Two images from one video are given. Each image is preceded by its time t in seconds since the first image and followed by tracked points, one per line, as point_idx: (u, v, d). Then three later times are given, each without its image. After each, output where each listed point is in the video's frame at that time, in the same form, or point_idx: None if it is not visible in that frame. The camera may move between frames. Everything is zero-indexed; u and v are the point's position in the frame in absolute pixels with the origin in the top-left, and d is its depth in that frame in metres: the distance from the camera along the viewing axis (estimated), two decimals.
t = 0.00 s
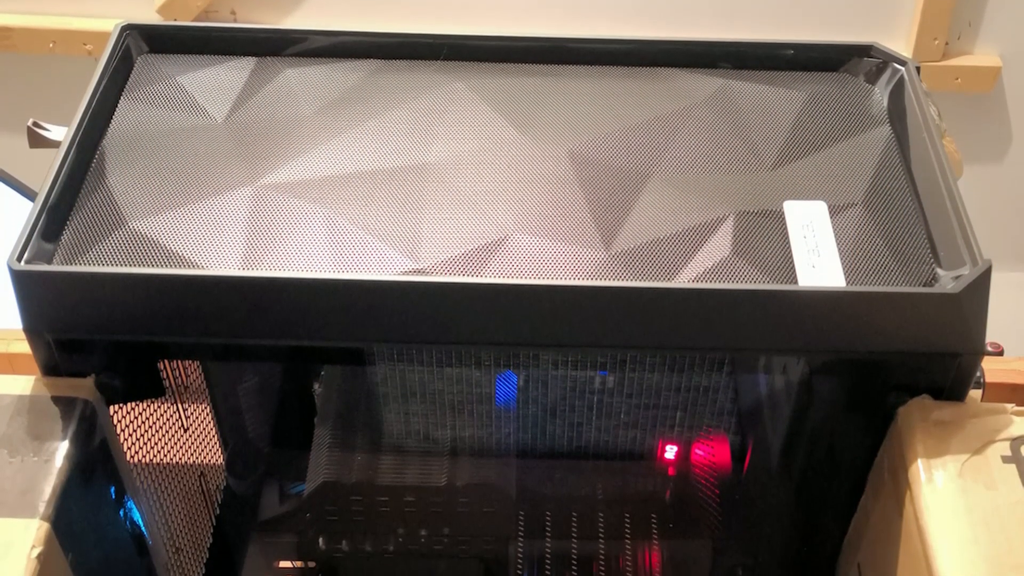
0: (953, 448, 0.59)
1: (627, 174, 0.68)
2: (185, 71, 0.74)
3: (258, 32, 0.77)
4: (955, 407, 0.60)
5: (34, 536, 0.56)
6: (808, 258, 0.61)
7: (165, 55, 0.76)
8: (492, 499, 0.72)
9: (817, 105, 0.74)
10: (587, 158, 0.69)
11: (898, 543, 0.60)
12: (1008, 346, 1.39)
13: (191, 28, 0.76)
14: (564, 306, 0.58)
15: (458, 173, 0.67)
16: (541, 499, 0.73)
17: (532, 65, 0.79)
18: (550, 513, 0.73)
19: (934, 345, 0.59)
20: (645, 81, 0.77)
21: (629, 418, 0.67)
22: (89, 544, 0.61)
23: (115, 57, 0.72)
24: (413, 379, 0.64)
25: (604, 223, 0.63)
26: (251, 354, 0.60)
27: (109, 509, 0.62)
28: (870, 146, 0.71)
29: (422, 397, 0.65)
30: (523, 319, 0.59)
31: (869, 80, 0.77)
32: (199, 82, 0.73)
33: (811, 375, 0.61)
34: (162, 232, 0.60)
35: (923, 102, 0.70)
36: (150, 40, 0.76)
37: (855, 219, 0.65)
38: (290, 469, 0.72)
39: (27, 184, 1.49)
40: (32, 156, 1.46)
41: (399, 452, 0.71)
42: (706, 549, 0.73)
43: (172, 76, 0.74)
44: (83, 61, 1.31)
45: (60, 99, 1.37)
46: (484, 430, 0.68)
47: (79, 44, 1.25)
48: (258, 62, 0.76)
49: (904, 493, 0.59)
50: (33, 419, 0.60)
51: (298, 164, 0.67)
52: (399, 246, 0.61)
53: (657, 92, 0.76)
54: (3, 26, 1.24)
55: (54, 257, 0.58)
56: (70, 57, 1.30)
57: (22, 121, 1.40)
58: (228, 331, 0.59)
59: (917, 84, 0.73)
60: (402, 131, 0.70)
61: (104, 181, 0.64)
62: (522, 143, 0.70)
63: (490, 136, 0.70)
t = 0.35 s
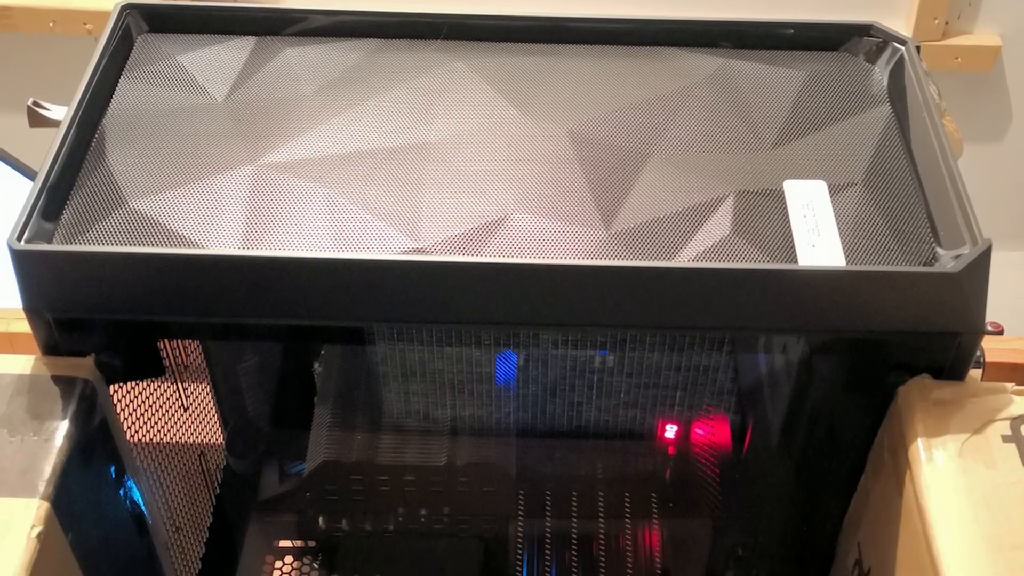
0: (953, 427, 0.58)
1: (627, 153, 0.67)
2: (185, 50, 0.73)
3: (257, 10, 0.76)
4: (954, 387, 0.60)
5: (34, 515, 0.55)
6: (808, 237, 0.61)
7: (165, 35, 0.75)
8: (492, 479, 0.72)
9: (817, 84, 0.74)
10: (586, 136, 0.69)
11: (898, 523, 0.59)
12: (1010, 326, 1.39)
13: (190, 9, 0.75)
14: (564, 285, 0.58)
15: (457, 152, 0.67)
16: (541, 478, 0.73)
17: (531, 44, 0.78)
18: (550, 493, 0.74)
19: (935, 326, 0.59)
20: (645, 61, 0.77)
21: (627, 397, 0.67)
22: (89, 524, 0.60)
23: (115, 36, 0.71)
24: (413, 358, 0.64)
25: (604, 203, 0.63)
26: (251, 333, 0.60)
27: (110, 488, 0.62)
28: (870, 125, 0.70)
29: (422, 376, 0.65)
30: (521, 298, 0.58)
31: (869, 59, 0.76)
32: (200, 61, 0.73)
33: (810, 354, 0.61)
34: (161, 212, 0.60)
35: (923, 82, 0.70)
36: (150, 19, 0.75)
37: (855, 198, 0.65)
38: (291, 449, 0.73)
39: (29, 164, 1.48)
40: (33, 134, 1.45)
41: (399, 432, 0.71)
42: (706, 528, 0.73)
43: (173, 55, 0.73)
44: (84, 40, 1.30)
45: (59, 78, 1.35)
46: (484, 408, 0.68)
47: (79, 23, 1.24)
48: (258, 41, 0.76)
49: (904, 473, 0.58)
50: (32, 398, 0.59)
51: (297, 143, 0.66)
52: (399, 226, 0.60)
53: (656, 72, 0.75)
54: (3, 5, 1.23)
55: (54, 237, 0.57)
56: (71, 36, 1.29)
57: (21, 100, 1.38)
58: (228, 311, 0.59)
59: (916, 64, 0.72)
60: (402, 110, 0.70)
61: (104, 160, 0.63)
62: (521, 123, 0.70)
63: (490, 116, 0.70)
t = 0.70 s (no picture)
0: (953, 407, 0.58)
1: (627, 132, 0.67)
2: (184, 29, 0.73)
3: None
4: (954, 366, 0.59)
5: (33, 494, 0.54)
6: (808, 217, 0.61)
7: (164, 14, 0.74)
8: (492, 458, 0.73)
9: (817, 63, 0.74)
10: (586, 116, 0.68)
11: (897, 502, 0.59)
12: (1009, 305, 1.39)
13: None
14: (564, 264, 0.58)
15: (457, 131, 0.66)
16: (541, 458, 0.74)
17: (530, 23, 0.77)
18: (550, 472, 0.74)
19: (936, 305, 0.59)
20: (645, 40, 0.76)
21: (627, 377, 0.67)
22: (89, 504, 0.59)
23: (115, 15, 0.71)
24: (413, 338, 0.63)
25: (603, 182, 0.63)
26: (251, 312, 0.60)
27: (110, 468, 0.61)
28: (870, 104, 0.70)
29: (422, 356, 0.65)
30: (520, 277, 0.58)
31: (869, 38, 0.76)
32: (199, 40, 0.72)
33: (810, 333, 0.61)
34: (161, 191, 0.59)
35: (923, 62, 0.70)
36: None
37: (855, 177, 0.64)
38: (291, 428, 0.73)
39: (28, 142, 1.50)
40: (33, 112, 1.46)
41: (399, 412, 0.71)
42: (706, 507, 0.74)
43: (172, 33, 0.72)
44: (83, 20, 1.34)
45: (61, 58, 1.38)
46: (484, 387, 0.68)
47: (79, 3, 1.27)
48: (258, 20, 0.75)
49: (904, 452, 0.58)
50: (33, 375, 0.58)
51: (297, 122, 0.66)
52: (400, 205, 0.60)
53: (656, 51, 0.75)
54: None
55: (54, 216, 0.57)
56: (71, 16, 1.33)
57: (21, 79, 1.41)
58: (228, 291, 0.58)
59: (916, 44, 0.72)
60: (402, 89, 0.69)
61: (104, 139, 0.63)
62: (521, 102, 0.69)
63: (490, 95, 0.70)
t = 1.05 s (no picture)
0: (953, 386, 0.58)
1: (627, 111, 0.67)
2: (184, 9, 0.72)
3: None
4: (954, 346, 0.60)
5: (33, 474, 0.53)
6: (808, 196, 0.61)
7: None
8: (492, 438, 0.73)
9: (817, 43, 0.73)
10: (586, 95, 0.68)
11: (897, 481, 0.59)
12: (1009, 284, 1.39)
13: None
14: (564, 244, 0.58)
15: (456, 111, 0.66)
16: (541, 437, 0.74)
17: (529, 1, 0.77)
18: (550, 451, 0.75)
19: (936, 285, 0.58)
20: (645, 19, 0.75)
21: (627, 356, 0.67)
22: (89, 483, 0.59)
23: None
24: (413, 317, 0.63)
25: (603, 162, 0.63)
26: (251, 291, 0.60)
27: (110, 447, 0.61)
28: (870, 84, 0.70)
29: (422, 335, 0.65)
30: (520, 256, 0.58)
31: (869, 18, 0.75)
32: (199, 19, 0.71)
33: (810, 313, 0.60)
34: (161, 171, 0.59)
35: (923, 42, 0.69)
36: None
37: (855, 157, 0.64)
38: (291, 408, 0.72)
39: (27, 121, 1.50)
40: (33, 91, 1.46)
41: (400, 391, 0.71)
42: (706, 486, 0.74)
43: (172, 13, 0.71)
44: None
45: (62, 37, 1.38)
46: (484, 366, 0.68)
47: None
48: None
49: (904, 431, 0.58)
50: (33, 355, 0.58)
51: (296, 101, 0.65)
52: (399, 185, 0.60)
53: (656, 30, 0.74)
54: None
55: (54, 195, 0.57)
56: None
57: (22, 58, 1.41)
58: (228, 271, 0.58)
59: (916, 24, 0.72)
60: (401, 68, 0.69)
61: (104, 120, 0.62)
62: (522, 82, 0.69)
63: (491, 74, 0.69)
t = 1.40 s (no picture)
0: (953, 365, 0.58)
1: (626, 91, 0.66)
2: None
3: None
4: (954, 325, 0.60)
5: (33, 453, 0.53)
6: (808, 175, 0.60)
7: None
8: (492, 417, 0.73)
9: (817, 21, 0.73)
10: (586, 74, 0.67)
11: (898, 461, 0.59)
12: (1009, 264, 1.40)
13: None
14: (564, 223, 0.58)
15: (457, 89, 0.65)
16: (541, 417, 0.74)
17: None
18: (550, 431, 0.75)
19: (937, 265, 0.58)
20: None
21: (626, 335, 0.67)
22: (89, 462, 0.59)
23: None
24: (413, 297, 0.63)
25: (603, 141, 0.62)
26: (251, 271, 0.60)
27: (110, 427, 0.61)
28: (870, 63, 0.69)
29: (422, 314, 0.65)
30: (519, 235, 0.58)
31: None
32: None
33: (811, 292, 0.60)
34: (161, 149, 0.59)
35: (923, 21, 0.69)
36: None
37: (855, 136, 0.64)
38: (291, 387, 0.73)
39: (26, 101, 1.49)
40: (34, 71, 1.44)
41: (400, 370, 0.71)
42: (706, 465, 0.74)
43: None
44: None
45: (61, 15, 1.37)
46: (484, 345, 0.68)
47: None
48: None
49: (904, 411, 0.58)
50: (34, 335, 0.58)
51: (296, 79, 0.65)
52: (399, 164, 0.59)
53: (656, 8, 0.74)
54: None
55: (54, 174, 0.57)
56: None
57: (23, 38, 1.40)
58: (228, 250, 0.58)
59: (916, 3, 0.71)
60: (402, 48, 0.68)
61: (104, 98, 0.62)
62: (522, 61, 0.68)
63: (492, 53, 0.69)
